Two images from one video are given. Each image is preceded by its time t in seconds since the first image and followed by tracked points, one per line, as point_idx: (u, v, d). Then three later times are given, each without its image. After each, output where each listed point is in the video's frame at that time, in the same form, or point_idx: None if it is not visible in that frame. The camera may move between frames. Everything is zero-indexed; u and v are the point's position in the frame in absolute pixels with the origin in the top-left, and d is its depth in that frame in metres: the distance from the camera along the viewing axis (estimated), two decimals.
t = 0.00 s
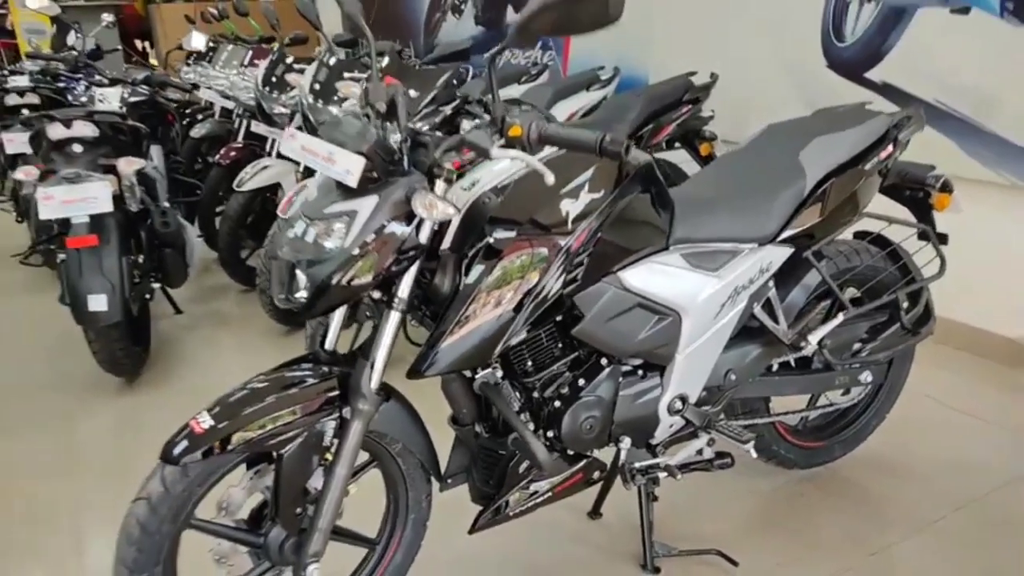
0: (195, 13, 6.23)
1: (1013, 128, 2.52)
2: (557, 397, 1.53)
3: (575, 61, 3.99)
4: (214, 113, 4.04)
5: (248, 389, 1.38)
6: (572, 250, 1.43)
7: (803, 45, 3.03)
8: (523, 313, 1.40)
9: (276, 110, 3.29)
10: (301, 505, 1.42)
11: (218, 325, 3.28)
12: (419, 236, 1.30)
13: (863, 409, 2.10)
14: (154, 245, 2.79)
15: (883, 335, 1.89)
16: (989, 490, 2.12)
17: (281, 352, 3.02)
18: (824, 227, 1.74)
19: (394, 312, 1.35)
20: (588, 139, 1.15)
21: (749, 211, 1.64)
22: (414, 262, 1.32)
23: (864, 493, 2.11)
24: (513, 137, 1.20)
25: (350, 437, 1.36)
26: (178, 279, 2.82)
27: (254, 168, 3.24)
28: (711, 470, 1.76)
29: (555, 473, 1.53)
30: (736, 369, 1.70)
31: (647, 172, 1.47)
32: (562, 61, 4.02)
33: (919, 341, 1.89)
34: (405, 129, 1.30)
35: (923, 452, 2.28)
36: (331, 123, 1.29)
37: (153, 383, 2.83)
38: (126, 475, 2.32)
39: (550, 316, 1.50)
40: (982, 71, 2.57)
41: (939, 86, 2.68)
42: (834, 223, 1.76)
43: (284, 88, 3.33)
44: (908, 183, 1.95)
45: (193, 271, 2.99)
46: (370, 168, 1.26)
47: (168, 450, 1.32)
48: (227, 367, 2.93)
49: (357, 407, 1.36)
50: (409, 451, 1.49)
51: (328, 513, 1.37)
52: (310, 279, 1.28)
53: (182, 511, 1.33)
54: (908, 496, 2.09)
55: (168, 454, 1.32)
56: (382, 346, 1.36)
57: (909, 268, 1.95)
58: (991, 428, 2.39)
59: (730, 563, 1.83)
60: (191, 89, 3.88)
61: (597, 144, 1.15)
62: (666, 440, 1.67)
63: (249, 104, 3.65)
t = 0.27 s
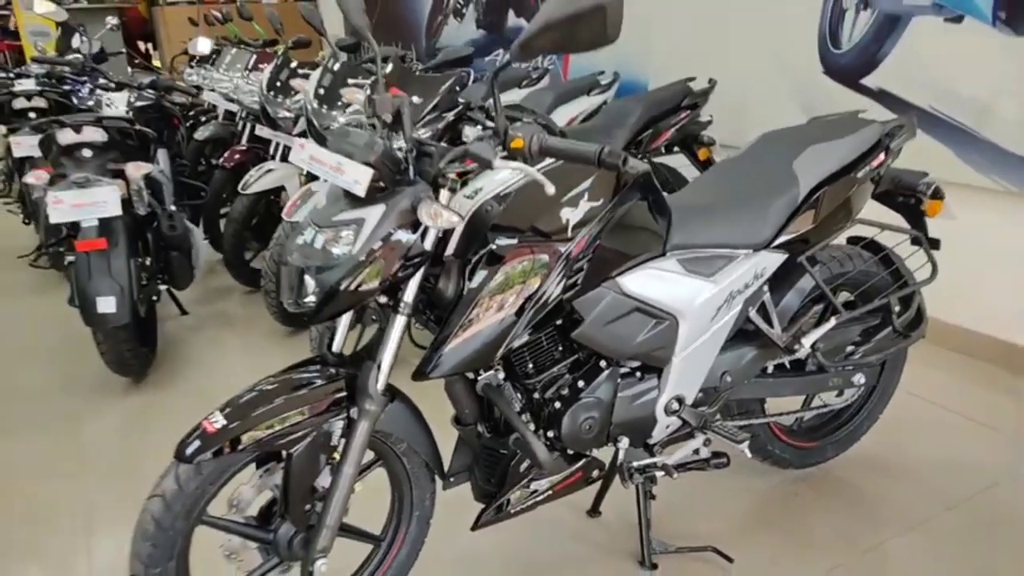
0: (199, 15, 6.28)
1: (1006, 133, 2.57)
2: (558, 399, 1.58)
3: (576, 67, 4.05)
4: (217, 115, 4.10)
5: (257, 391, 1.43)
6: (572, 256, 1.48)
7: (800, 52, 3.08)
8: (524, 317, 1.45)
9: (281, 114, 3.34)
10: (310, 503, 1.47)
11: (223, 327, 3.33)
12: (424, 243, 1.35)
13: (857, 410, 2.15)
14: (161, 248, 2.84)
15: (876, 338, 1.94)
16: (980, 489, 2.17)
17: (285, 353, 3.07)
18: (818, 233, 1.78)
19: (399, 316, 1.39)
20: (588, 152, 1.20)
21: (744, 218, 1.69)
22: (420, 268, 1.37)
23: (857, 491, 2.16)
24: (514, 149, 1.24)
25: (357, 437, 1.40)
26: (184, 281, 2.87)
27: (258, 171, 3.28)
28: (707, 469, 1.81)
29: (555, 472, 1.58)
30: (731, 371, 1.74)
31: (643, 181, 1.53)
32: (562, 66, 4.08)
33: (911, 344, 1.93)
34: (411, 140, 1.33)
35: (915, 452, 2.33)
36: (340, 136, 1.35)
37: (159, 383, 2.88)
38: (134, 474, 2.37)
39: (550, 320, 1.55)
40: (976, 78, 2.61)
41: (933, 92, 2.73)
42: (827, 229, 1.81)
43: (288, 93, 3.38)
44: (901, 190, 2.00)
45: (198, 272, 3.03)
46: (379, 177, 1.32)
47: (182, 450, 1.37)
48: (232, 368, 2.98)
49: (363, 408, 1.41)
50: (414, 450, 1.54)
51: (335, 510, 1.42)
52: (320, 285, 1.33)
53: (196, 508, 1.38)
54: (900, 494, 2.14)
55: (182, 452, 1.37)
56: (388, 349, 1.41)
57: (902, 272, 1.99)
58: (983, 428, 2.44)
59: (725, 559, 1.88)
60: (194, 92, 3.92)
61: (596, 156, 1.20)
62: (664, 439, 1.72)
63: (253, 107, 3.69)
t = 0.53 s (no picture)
0: (200, 17, 6.32)
1: (996, 137, 2.63)
2: (559, 396, 1.64)
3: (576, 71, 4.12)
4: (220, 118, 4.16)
5: (269, 390, 1.49)
6: (574, 260, 1.54)
7: (796, 57, 3.13)
8: (527, 318, 1.51)
9: (285, 117, 3.39)
10: (321, 496, 1.53)
11: (229, 326, 3.39)
12: (432, 247, 1.40)
13: (849, 408, 2.21)
14: (169, 250, 2.90)
15: (868, 338, 2.00)
16: (969, 484, 2.23)
17: (291, 352, 3.13)
18: (811, 236, 1.84)
19: (408, 317, 1.45)
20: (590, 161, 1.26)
21: (740, 222, 1.75)
22: (427, 271, 1.43)
23: (849, 487, 2.22)
24: (518, 158, 1.30)
25: (367, 433, 1.47)
26: (192, 282, 2.93)
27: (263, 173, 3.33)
28: (704, 464, 1.87)
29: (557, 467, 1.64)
30: (727, 370, 1.80)
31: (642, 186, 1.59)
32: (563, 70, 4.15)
33: (902, 344, 1.99)
34: (418, 146, 1.41)
35: (907, 449, 2.39)
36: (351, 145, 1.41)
37: (167, 382, 2.94)
38: (145, 470, 2.43)
39: (552, 321, 1.61)
40: (968, 84, 2.67)
41: (926, 97, 2.79)
42: (820, 233, 1.87)
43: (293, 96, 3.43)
44: (891, 194, 2.06)
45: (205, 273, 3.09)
46: (389, 185, 1.38)
47: (199, 445, 1.43)
48: (239, 367, 3.04)
49: (373, 405, 1.47)
50: (421, 446, 1.60)
51: (346, 503, 1.48)
52: (332, 287, 1.38)
53: (213, 501, 1.44)
54: (891, 490, 2.21)
55: (200, 447, 1.43)
56: (397, 348, 1.47)
57: (892, 274, 2.05)
58: (973, 426, 2.50)
59: (721, 552, 1.95)
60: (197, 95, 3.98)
61: (597, 166, 1.26)
62: (662, 436, 1.78)
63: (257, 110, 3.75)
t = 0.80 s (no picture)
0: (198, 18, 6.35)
1: (986, 139, 2.68)
2: (559, 392, 1.68)
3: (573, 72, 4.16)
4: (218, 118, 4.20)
5: (275, 388, 1.53)
6: (574, 259, 1.58)
7: (790, 59, 3.18)
8: (529, 316, 1.55)
9: (285, 118, 3.42)
10: (327, 490, 1.57)
11: (229, 326, 3.43)
12: (436, 247, 1.44)
13: (842, 405, 2.26)
14: (172, 250, 2.93)
15: (860, 335, 2.04)
16: (960, 480, 2.27)
17: (291, 352, 3.17)
18: (804, 236, 1.88)
19: (412, 315, 1.49)
20: (590, 165, 1.31)
21: (734, 222, 1.79)
22: (431, 270, 1.47)
23: (842, 482, 2.27)
24: (521, 160, 1.34)
25: (372, 429, 1.50)
26: (194, 281, 2.96)
27: (263, 174, 3.36)
28: (699, 460, 1.91)
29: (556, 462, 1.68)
30: (722, 367, 1.85)
31: (642, 187, 1.64)
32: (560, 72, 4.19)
33: (895, 341, 2.03)
34: (422, 149, 1.45)
35: (899, 445, 2.44)
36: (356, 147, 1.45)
37: (169, 381, 2.98)
38: (148, 468, 2.46)
39: (552, 319, 1.65)
40: (959, 86, 2.72)
41: (918, 100, 2.83)
42: (813, 233, 1.91)
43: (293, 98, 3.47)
44: (883, 195, 2.10)
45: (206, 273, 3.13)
46: (395, 186, 1.42)
47: (209, 441, 1.47)
48: (240, 366, 3.07)
49: (378, 401, 1.51)
50: (424, 441, 1.64)
51: (352, 497, 1.52)
52: (339, 286, 1.42)
53: (222, 495, 1.48)
54: (883, 485, 2.25)
55: (209, 442, 1.47)
56: (402, 345, 1.51)
57: (884, 274, 2.10)
58: (964, 422, 2.55)
59: (716, 546, 1.99)
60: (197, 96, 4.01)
61: (597, 169, 1.30)
62: (658, 431, 1.82)
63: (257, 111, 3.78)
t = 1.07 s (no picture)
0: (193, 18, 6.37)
1: (973, 137, 2.74)
2: (558, 385, 1.72)
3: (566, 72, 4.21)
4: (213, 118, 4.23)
5: (279, 381, 1.56)
6: (573, 256, 1.61)
7: (781, 59, 3.22)
8: (529, 312, 1.59)
9: (282, 118, 3.45)
10: (333, 481, 1.61)
11: (228, 324, 3.46)
12: (438, 244, 1.48)
13: (833, 398, 2.31)
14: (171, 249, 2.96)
15: (851, 329, 2.09)
16: (949, 471, 2.33)
17: (290, 349, 3.21)
18: (795, 233, 1.93)
19: (415, 310, 1.53)
20: (588, 163, 1.35)
21: (728, 219, 1.83)
22: (434, 266, 1.51)
23: (834, 473, 2.31)
24: (522, 159, 1.38)
25: (376, 420, 1.54)
26: (193, 280, 2.99)
27: (261, 174, 3.39)
28: (694, 451, 1.96)
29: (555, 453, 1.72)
30: (717, 360, 1.89)
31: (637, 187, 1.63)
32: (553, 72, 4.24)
33: (884, 335, 2.08)
34: (424, 148, 1.50)
35: (889, 437, 2.49)
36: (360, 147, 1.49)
37: (169, 379, 3.01)
38: (151, 464, 2.50)
39: (551, 313, 1.69)
40: (947, 86, 2.77)
41: (907, 99, 2.88)
42: (804, 230, 1.96)
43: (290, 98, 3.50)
44: (873, 192, 2.15)
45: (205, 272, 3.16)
46: (398, 185, 1.46)
47: (217, 433, 1.50)
48: (240, 364, 3.11)
49: (382, 393, 1.54)
50: (426, 433, 1.68)
51: (358, 487, 1.56)
52: (344, 282, 1.46)
53: (230, 486, 1.52)
54: (874, 476, 2.30)
55: (218, 435, 1.50)
56: (405, 339, 1.55)
57: (874, 269, 2.15)
58: (952, 414, 2.60)
59: (711, 535, 2.04)
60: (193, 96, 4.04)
61: (596, 167, 1.34)
62: (654, 423, 1.86)
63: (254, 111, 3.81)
